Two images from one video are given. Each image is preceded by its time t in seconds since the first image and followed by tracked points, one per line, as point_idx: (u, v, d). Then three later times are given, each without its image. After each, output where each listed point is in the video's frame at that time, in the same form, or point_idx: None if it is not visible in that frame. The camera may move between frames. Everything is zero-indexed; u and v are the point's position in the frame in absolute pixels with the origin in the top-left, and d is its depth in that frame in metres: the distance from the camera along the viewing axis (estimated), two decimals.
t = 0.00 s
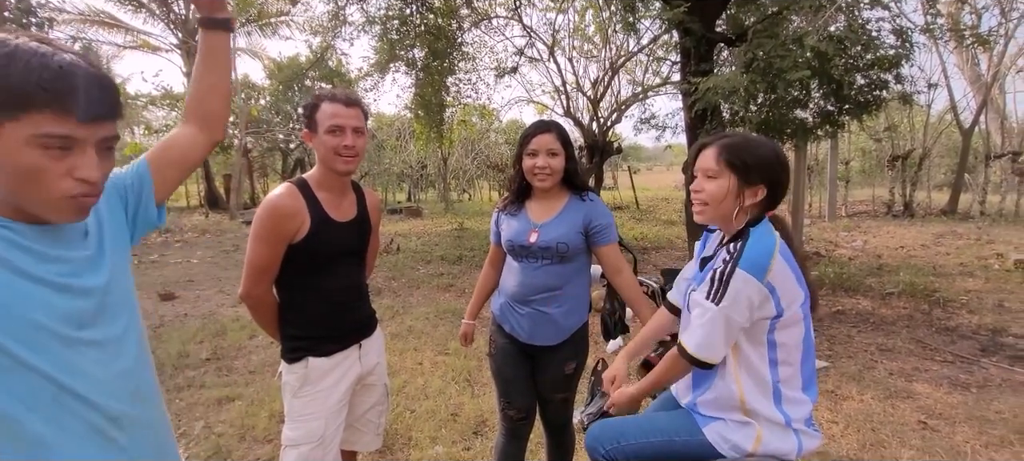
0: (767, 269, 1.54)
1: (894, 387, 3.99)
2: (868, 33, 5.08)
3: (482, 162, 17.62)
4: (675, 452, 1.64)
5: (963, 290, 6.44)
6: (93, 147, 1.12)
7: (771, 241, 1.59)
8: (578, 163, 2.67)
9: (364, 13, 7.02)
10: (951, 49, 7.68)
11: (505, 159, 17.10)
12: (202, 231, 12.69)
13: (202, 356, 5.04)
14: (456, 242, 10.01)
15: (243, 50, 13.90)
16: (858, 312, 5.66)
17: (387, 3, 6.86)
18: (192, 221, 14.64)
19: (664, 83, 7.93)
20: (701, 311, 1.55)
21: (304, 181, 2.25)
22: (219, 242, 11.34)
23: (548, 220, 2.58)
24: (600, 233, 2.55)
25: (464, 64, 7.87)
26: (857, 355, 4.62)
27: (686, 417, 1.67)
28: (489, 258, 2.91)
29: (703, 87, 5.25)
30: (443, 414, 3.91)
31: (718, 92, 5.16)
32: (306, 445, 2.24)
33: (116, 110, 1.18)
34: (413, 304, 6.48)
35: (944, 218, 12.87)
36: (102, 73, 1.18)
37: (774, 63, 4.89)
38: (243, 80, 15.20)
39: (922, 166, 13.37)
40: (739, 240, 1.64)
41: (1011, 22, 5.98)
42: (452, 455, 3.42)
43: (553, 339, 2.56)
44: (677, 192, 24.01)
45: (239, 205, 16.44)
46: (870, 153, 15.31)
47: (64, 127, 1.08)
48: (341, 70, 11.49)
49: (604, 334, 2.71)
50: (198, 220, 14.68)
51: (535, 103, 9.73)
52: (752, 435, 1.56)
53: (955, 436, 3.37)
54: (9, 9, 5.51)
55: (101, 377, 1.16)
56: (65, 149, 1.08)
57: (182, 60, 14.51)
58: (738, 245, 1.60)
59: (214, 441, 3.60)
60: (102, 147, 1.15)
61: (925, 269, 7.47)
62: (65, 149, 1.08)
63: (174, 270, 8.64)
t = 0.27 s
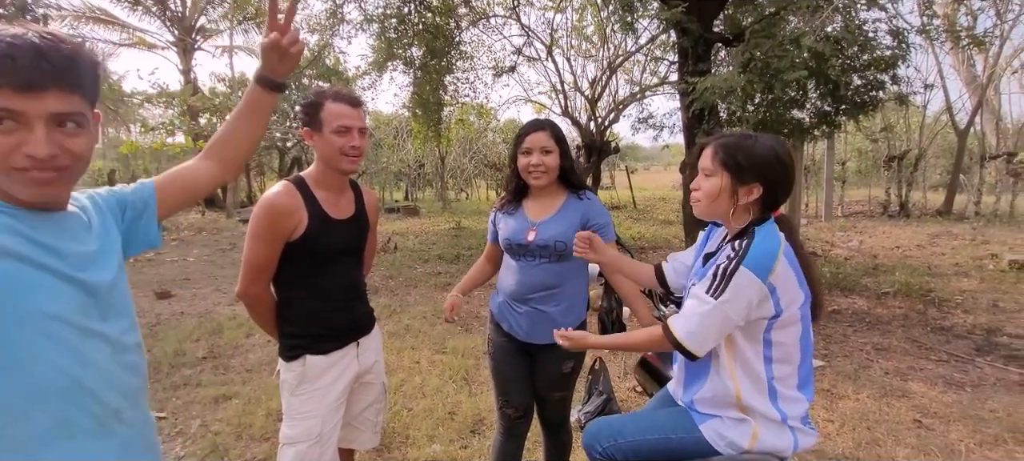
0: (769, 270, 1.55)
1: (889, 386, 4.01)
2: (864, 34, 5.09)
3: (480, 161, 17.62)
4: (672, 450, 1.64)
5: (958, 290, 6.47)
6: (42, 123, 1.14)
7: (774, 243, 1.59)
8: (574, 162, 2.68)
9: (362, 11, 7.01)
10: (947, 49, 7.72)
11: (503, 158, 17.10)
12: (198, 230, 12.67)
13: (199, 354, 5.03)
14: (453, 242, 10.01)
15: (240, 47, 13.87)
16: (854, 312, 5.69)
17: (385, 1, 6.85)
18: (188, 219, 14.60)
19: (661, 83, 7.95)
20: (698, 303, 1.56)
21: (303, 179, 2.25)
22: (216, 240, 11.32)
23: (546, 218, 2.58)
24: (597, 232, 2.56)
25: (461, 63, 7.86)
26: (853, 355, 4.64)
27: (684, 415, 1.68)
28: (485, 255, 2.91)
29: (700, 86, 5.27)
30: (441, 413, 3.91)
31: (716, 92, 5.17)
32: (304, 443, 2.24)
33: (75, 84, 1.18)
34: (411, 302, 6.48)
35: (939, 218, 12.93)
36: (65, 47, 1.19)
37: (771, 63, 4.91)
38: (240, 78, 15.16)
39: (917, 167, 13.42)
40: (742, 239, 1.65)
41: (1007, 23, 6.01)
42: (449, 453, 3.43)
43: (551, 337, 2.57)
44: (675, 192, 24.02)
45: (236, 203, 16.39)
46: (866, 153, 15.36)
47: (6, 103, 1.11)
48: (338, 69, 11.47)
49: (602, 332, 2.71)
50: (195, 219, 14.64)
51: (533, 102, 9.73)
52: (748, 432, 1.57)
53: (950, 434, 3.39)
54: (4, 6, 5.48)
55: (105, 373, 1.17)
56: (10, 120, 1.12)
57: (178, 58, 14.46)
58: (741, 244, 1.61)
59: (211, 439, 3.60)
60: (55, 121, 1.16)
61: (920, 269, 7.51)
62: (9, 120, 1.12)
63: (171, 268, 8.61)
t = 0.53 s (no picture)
0: (774, 269, 1.56)
1: (887, 387, 4.03)
2: (864, 35, 5.07)
3: (479, 161, 17.63)
4: (672, 447, 1.66)
5: (956, 291, 6.50)
6: (41, 97, 1.20)
7: (778, 243, 1.60)
8: (574, 160, 2.69)
9: (363, 11, 7.02)
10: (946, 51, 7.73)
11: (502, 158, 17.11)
12: (197, 228, 12.66)
13: (198, 353, 5.04)
14: (453, 241, 10.02)
15: (240, 46, 13.86)
16: (853, 312, 5.71)
17: None
18: (187, 217, 14.59)
19: (661, 83, 7.96)
20: (702, 303, 1.57)
21: (307, 177, 2.26)
22: (215, 239, 11.31)
23: (549, 217, 2.59)
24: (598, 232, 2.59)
25: (461, 62, 7.86)
26: (851, 355, 4.66)
27: (686, 414, 1.69)
28: (486, 254, 2.90)
29: (700, 87, 5.28)
30: (441, 411, 3.92)
31: (715, 93, 5.18)
32: (306, 440, 2.25)
33: (64, 60, 1.24)
34: (410, 301, 6.49)
35: (937, 219, 12.96)
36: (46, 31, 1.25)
37: (771, 64, 4.93)
38: (239, 76, 15.16)
39: (916, 168, 13.45)
40: (745, 238, 1.66)
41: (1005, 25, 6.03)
42: (449, 452, 3.44)
43: (552, 336, 2.58)
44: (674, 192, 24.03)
45: (235, 202, 16.37)
46: (865, 154, 15.39)
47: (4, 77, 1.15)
48: (338, 68, 11.48)
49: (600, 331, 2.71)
50: (194, 217, 14.63)
51: (532, 102, 9.74)
52: (750, 430, 1.58)
53: (947, 435, 3.41)
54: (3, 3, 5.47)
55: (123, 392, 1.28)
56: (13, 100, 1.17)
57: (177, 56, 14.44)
58: (745, 242, 1.62)
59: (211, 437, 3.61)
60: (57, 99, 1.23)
61: (918, 269, 7.54)
62: (13, 100, 1.17)
63: (169, 266, 8.60)
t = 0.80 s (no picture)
0: (778, 270, 1.57)
1: (886, 389, 4.04)
2: (865, 38, 5.10)
3: (480, 160, 17.63)
4: (672, 447, 1.66)
5: (956, 294, 6.51)
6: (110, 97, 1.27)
7: (782, 243, 1.61)
8: (576, 158, 2.69)
9: (365, 9, 7.03)
10: (947, 54, 7.74)
11: (503, 157, 17.11)
12: (197, 225, 12.66)
13: (198, 349, 5.04)
14: (453, 240, 10.02)
15: (241, 43, 13.86)
16: (852, 314, 5.72)
17: None
18: (187, 214, 14.59)
19: (663, 84, 7.96)
20: (709, 306, 1.57)
21: (309, 174, 2.26)
22: (215, 236, 11.32)
23: (550, 216, 2.60)
24: (598, 231, 2.60)
25: (463, 61, 7.87)
26: (850, 357, 4.67)
27: (685, 413, 1.70)
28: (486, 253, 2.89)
29: (702, 88, 5.30)
30: (440, 410, 3.93)
31: (717, 94, 5.20)
32: (307, 437, 2.26)
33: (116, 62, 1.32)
34: (410, 300, 6.50)
35: (937, 222, 12.97)
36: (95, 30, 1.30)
37: (773, 66, 4.94)
38: (241, 74, 15.16)
39: (916, 171, 13.47)
40: (751, 239, 1.66)
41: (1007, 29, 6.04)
42: (448, 450, 3.44)
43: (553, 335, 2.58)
44: (674, 193, 24.01)
45: (235, 199, 16.38)
46: (865, 157, 15.41)
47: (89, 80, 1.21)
48: (339, 66, 11.47)
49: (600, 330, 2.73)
50: (194, 214, 14.64)
51: (534, 101, 9.74)
52: (750, 430, 1.59)
53: (946, 437, 3.42)
54: None
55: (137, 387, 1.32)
56: (92, 102, 1.22)
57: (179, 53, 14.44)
58: (749, 243, 1.62)
59: (211, 433, 3.61)
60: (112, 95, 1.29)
61: (918, 272, 7.55)
62: (93, 103, 1.22)
63: (170, 263, 8.61)
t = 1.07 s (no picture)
0: (779, 271, 1.57)
1: (886, 389, 4.04)
2: (866, 39, 5.12)
3: (480, 159, 17.63)
4: (673, 446, 1.67)
5: (955, 295, 6.51)
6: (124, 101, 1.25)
7: (782, 244, 1.61)
8: (574, 157, 2.68)
9: (366, 8, 7.03)
10: (948, 55, 7.74)
11: (503, 157, 17.11)
12: (197, 224, 12.66)
13: (197, 348, 5.05)
14: (453, 239, 10.01)
15: (242, 42, 13.86)
16: (852, 315, 5.72)
17: None
18: (187, 213, 14.60)
19: (663, 84, 7.96)
20: (708, 305, 1.57)
21: (307, 172, 2.26)
22: (215, 234, 11.32)
23: (549, 214, 2.60)
24: (596, 229, 2.61)
25: (464, 61, 7.86)
26: (850, 357, 4.67)
27: (685, 412, 1.70)
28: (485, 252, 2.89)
29: (702, 88, 5.30)
30: (440, 409, 3.93)
31: (717, 94, 5.21)
32: (310, 435, 2.27)
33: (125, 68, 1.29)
34: (410, 299, 6.50)
35: (937, 224, 12.96)
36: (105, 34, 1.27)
37: (773, 66, 4.94)
38: (241, 72, 15.16)
39: (916, 172, 13.46)
40: (752, 239, 1.66)
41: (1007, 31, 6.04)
42: (447, 449, 3.45)
43: (553, 333, 2.59)
44: (674, 194, 23.97)
45: (235, 198, 16.39)
46: (865, 158, 15.41)
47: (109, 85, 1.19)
48: (340, 65, 11.47)
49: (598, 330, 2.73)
50: (194, 213, 14.64)
51: (534, 101, 9.74)
52: (748, 430, 1.60)
53: (945, 438, 3.42)
54: None
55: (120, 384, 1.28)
56: (112, 105, 1.21)
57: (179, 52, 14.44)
58: (750, 244, 1.62)
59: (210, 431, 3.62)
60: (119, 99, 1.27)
61: (918, 273, 7.55)
62: (112, 106, 1.21)
63: (170, 261, 8.62)
